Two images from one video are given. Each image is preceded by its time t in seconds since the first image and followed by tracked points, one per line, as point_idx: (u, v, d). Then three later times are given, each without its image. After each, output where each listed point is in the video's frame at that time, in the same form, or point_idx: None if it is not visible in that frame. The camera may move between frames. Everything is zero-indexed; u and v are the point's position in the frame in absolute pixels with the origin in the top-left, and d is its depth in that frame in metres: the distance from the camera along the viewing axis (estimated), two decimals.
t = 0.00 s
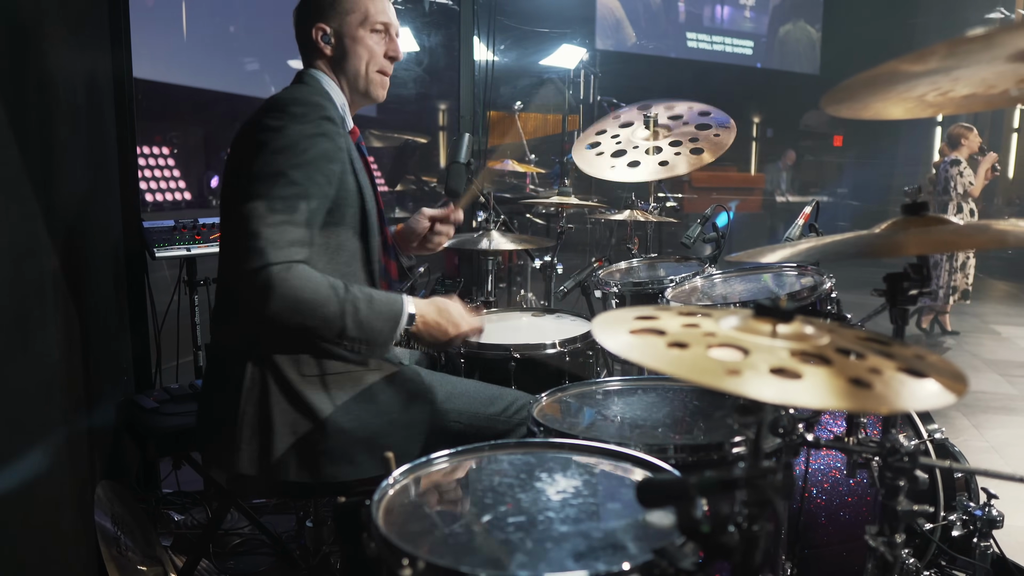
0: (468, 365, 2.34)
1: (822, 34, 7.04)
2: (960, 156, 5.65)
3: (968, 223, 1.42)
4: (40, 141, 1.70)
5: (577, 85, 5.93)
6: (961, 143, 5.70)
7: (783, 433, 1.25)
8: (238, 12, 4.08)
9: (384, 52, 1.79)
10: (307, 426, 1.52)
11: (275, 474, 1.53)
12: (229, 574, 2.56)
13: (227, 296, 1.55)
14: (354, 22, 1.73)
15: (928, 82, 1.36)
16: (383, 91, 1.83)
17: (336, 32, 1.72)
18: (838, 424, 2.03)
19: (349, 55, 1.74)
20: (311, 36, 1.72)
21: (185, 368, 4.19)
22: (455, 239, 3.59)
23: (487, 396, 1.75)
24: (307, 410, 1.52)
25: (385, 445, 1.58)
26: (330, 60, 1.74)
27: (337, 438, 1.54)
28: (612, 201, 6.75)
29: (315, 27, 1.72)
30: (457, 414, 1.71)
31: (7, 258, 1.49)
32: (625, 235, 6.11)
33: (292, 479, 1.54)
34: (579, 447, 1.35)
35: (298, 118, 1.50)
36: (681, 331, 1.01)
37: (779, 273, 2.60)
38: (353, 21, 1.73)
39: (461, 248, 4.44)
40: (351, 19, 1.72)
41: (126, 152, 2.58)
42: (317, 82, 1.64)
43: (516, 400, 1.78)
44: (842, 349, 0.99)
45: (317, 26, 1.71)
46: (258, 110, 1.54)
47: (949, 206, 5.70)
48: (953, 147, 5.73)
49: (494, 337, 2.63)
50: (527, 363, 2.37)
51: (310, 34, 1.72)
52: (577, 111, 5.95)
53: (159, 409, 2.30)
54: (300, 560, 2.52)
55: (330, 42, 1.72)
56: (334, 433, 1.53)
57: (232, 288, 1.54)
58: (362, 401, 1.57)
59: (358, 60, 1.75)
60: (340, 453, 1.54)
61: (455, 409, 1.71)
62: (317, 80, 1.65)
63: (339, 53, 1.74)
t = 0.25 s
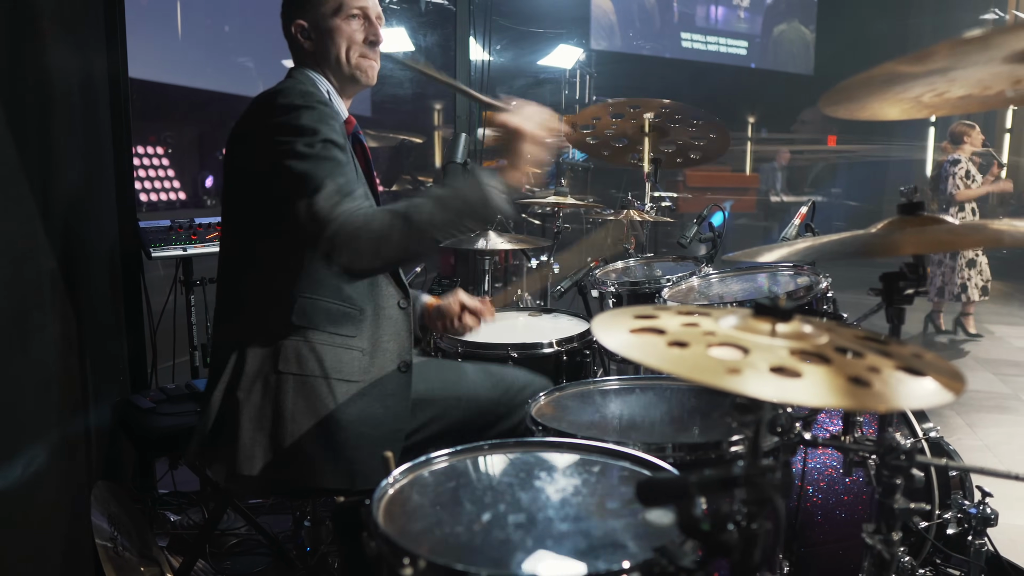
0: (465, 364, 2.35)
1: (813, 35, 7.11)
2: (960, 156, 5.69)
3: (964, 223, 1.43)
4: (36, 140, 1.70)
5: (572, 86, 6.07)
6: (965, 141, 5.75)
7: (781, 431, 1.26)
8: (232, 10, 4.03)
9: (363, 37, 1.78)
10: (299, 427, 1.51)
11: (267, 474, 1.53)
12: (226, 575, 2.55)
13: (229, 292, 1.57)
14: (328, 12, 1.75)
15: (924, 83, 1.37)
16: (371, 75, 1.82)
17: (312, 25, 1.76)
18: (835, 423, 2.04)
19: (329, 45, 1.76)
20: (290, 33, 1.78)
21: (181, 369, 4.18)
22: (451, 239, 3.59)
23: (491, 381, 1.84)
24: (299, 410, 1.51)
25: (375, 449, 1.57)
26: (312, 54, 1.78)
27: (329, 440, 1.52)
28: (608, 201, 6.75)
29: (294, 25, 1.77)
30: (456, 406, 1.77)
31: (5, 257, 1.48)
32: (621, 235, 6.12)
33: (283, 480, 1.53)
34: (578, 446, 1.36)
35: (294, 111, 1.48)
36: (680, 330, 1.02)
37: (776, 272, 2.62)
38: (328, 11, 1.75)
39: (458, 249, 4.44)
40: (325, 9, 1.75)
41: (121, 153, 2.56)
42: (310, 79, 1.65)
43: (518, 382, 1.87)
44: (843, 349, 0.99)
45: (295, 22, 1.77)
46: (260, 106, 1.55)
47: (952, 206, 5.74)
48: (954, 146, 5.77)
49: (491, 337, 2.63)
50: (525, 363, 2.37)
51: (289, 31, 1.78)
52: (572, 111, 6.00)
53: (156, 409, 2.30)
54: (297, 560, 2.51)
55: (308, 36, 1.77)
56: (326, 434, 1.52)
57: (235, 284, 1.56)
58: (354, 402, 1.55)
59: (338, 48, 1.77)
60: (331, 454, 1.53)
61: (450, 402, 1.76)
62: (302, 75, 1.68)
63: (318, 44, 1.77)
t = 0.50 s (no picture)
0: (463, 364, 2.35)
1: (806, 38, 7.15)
2: (969, 160, 5.56)
3: (960, 223, 1.44)
4: (33, 140, 1.70)
5: (568, 86, 6.02)
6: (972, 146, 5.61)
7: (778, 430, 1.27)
8: (226, 11, 4.11)
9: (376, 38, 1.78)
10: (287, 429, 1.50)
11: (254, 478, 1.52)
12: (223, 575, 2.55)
13: (219, 289, 1.56)
14: (351, 7, 1.69)
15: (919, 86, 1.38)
16: (375, 75, 1.83)
17: (337, 15, 1.67)
18: (831, 421, 2.05)
19: (348, 40, 1.70)
20: (312, 16, 1.64)
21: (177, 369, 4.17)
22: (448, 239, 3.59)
23: (488, 390, 1.82)
24: (288, 415, 1.50)
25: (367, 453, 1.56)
26: (334, 44, 1.68)
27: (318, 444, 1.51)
28: (604, 201, 6.76)
29: (312, 8, 1.64)
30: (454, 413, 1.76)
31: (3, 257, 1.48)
32: (617, 235, 6.13)
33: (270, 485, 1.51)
34: (577, 445, 1.36)
35: (285, 110, 1.45)
36: (680, 329, 1.02)
37: (772, 272, 2.63)
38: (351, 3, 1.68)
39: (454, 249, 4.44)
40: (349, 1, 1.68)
41: (117, 152, 2.56)
42: (306, 71, 1.60)
43: (515, 394, 1.84)
44: (844, 348, 1.00)
45: (316, 6, 1.64)
46: (251, 104, 1.53)
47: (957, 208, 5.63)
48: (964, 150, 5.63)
49: (488, 337, 2.64)
50: (522, 363, 2.37)
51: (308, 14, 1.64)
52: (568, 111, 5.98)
53: (152, 409, 2.30)
54: (294, 560, 2.51)
55: (331, 25, 1.67)
56: (314, 438, 1.51)
57: (223, 285, 1.55)
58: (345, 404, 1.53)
59: (357, 42, 1.72)
60: (318, 462, 1.51)
61: (452, 407, 1.77)
62: (310, 71, 1.61)
63: (339, 37, 1.69)
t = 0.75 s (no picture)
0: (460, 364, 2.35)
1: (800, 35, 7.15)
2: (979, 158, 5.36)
3: (955, 222, 1.44)
4: (29, 140, 1.69)
5: (564, 85, 6.02)
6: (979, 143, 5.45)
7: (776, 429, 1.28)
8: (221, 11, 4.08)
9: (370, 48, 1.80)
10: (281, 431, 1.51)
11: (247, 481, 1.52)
12: None
13: (212, 290, 1.55)
14: (355, 17, 1.71)
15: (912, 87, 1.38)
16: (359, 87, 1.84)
17: (345, 22, 1.68)
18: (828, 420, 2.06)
19: (350, 46, 1.72)
20: (325, 20, 1.65)
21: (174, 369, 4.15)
22: (445, 238, 3.59)
23: (482, 391, 1.77)
24: (284, 417, 1.51)
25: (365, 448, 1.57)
26: (339, 48, 1.69)
27: (316, 445, 1.52)
28: (600, 201, 6.77)
29: (324, 11, 1.64)
30: (449, 411, 1.70)
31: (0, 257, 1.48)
32: (613, 235, 6.14)
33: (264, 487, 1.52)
34: (575, 444, 1.36)
35: (282, 112, 1.45)
36: (680, 328, 1.03)
37: (768, 271, 2.64)
38: (356, 13, 1.71)
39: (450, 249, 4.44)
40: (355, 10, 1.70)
41: (112, 151, 2.54)
42: (303, 74, 1.60)
43: (509, 398, 1.78)
44: (842, 347, 1.00)
45: (328, 11, 1.64)
46: (245, 103, 1.52)
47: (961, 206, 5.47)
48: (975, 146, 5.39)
49: (485, 336, 2.64)
50: (519, 362, 2.38)
51: (317, 17, 1.64)
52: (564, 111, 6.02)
53: (149, 410, 2.30)
54: (291, 560, 2.51)
55: (342, 28, 1.68)
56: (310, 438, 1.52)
57: (216, 290, 1.54)
58: (339, 401, 1.55)
59: (356, 51, 1.73)
60: (314, 458, 1.53)
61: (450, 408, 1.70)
62: (307, 73, 1.62)
63: (346, 43, 1.70)
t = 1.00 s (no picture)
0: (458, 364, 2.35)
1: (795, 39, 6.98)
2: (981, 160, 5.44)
3: (950, 222, 1.46)
4: (27, 140, 1.69)
5: (560, 86, 6.06)
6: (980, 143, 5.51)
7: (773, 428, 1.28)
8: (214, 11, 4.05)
9: (366, 30, 1.77)
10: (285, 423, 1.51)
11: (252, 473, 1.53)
12: None
13: (216, 282, 1.56)
14: (345, 6, 1.68)
15: (904, 28, 1.45)
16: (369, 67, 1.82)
17: (334, 20, 1.66)
18: (825, 419, 2.08)
19: (345, 41, 1.70)
20: (311, 26, 1.64)
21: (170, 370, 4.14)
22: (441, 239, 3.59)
23: (481, 393, 1.80)
24: (288, 409, 1.51)
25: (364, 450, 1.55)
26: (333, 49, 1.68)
27: (318, 439, 1.51)
28: (596, 201, 6.78)
29: (311, 17, 1.64)
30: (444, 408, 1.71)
31: None
32: (609, 235, 6.15)
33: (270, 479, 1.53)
34: (574, 443, 1.37)
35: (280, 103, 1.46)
36: (679, 328, 1.03)
37: (765, 271, 2.65)
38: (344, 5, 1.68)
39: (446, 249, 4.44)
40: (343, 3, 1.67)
41: (106, 151, 2.53)
42: (303, 71, 1.61)
43: (507, 400, 1.83)
44: (838, 346, 1.01)
45: (313, 15, 1.64)
46: (247, 97, 1.53)
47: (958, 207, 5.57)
48: (971, 146, 5.53)
49: (483, 336, 2.64)
50: (516, 362, 2.38)
51: (305, 24, 1.64)
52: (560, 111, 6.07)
53: (145, 410, 2.29)
54: (288, 560, 2.51)
55: (331, 29, 1.66)
56: (313, 431, 1.51)
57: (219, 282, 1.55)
58: (340, 400, 1.53)
59: (353, 44, 1.71)
60: (317, 454, 1.52)
61: (449, 407, 1.72)
62: (305, 71, 1.62)
63: (339, 41, 1.69)
